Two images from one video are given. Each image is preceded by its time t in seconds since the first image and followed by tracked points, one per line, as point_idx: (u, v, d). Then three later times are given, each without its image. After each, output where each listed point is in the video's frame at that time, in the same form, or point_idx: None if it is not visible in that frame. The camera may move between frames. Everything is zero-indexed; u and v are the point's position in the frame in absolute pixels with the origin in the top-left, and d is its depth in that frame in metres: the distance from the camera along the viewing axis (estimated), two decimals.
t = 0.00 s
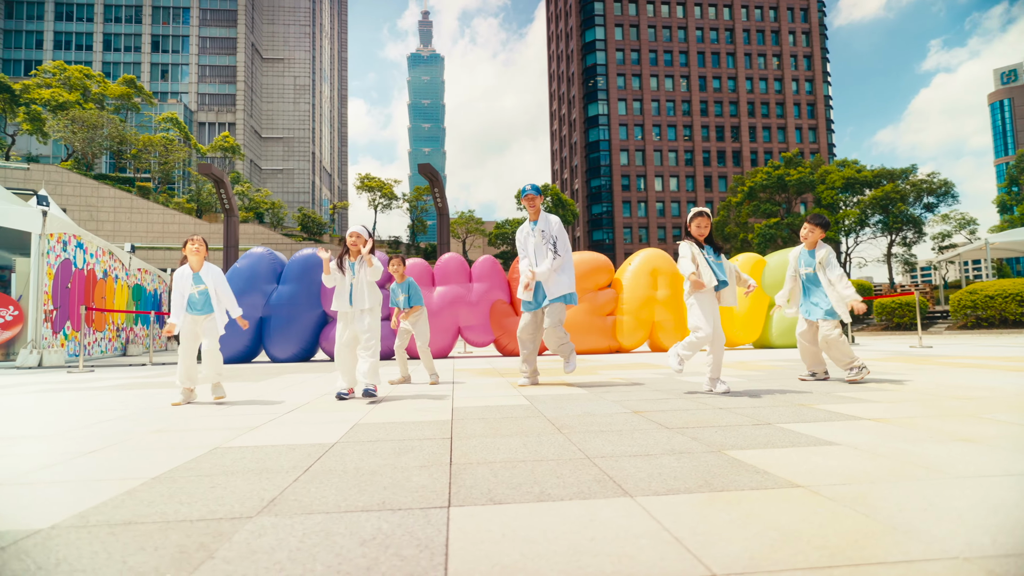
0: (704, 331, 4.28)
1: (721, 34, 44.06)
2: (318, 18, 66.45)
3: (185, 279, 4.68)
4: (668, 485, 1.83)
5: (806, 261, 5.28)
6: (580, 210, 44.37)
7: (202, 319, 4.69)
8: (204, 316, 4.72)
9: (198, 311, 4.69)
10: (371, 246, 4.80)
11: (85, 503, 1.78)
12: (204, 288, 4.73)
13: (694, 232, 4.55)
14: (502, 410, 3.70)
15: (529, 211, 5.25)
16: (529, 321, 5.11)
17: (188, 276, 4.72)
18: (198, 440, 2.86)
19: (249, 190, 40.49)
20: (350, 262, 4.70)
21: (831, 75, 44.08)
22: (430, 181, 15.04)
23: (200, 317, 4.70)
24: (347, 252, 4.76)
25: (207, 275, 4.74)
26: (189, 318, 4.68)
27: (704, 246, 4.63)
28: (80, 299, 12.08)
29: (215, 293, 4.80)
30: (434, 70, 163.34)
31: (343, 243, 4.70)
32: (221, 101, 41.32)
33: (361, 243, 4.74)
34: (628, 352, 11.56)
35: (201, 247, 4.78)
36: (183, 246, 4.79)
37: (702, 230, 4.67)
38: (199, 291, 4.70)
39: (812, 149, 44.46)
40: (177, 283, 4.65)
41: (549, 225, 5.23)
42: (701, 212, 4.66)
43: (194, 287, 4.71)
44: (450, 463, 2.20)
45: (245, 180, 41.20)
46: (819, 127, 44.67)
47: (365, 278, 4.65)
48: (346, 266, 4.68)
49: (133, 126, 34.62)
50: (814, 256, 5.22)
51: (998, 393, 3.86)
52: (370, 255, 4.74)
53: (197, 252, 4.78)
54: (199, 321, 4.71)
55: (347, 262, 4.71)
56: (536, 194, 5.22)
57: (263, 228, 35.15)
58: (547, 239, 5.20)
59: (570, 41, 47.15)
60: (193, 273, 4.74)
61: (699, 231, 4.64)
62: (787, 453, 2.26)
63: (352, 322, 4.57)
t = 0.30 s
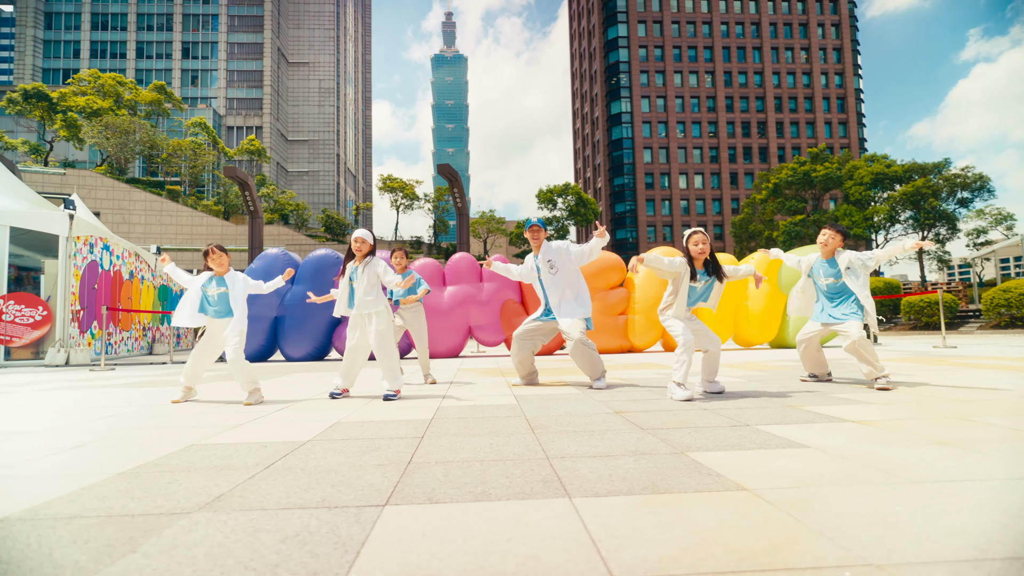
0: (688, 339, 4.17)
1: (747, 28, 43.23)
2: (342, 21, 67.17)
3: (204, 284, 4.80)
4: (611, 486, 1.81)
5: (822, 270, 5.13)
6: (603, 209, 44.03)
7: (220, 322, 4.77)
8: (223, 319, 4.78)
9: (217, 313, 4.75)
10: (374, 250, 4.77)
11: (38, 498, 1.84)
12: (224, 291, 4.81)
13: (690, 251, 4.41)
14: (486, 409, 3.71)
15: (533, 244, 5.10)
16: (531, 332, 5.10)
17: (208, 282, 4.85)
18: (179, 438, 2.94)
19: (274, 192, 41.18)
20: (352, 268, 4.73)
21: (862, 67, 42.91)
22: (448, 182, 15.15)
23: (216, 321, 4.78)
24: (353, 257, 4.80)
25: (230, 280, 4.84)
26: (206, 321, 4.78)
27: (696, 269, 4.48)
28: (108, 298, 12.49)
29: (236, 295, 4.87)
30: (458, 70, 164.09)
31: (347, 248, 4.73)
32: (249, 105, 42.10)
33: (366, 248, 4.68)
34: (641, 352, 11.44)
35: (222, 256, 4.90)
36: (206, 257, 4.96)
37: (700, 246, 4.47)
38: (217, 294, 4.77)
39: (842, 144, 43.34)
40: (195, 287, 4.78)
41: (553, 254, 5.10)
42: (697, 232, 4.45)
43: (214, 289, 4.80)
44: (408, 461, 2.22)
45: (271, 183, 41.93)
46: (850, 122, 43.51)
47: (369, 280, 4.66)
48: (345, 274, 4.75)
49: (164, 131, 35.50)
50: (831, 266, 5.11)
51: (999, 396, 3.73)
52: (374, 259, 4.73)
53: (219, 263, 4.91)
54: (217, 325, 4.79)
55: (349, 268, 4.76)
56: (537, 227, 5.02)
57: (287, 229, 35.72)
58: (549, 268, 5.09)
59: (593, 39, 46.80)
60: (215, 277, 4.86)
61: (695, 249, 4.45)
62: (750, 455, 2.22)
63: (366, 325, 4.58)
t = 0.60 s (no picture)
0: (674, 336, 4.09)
1: (774, 22, 42.32)
2: (365, 24, 67.96)
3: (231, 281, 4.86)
4: (553, 489, 1.79)
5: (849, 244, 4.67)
6: (626, 208, 43.66)
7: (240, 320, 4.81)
8: (248, 317, 4.84)
9: (241, 311, 4.80)
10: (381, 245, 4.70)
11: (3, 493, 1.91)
12: (246, 289, 4.86)
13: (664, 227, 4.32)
14: (471, 409, 3.71)
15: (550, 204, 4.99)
16: (551, 320, 4.87)
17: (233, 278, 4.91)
18: (162, 435, 3.01)
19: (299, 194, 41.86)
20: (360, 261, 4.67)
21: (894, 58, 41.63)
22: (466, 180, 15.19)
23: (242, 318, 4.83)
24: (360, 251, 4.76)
25: (256, 279, 4.88)
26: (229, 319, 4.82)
27: (674, 244, 4.36)
28: (133, 299, 12.85)
29: (257, 295, 4.92)
30: (481, 70, 164.60)
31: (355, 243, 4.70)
32: (275, 109, 42.88)
33: (372, 240, 4.69)
34: (654, 352, 11.32)
35: (247, 253, 4.91)
36: (233, 252, 4.96)
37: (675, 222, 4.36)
38: (238, 291, 4.82)
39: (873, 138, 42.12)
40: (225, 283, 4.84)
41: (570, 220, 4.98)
42: (673, 203, 4.34)
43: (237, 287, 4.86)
44: (366, 461, 2.22)
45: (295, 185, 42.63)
46: (881, 115, 42.23)
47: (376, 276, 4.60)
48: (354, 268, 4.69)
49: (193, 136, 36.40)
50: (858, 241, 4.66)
51: (1004, 399, 3.57)
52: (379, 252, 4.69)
53: (246, 259, 4.96)
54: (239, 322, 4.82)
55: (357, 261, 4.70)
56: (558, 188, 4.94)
57: (311, 230, 36.27)
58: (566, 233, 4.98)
59: (615, 36, 46.35)
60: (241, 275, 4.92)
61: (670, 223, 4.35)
62: (711, 458, 2.17)
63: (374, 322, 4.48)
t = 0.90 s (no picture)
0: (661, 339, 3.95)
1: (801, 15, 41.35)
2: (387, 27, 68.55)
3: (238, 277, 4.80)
4: (490, 490, 1.78)
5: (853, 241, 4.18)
6: (648, 206, 43.23)
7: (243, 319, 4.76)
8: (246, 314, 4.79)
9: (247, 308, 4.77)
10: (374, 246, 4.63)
11: None
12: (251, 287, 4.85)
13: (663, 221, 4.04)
14: (454, 408, 3.70)
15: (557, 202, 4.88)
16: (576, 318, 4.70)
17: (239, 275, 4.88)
18: (144, 433, 3.08)
19: (322, 196, 42.40)
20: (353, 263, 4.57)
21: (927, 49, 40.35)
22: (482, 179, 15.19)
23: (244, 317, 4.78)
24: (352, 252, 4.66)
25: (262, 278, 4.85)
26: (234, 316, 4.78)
27: (671, 239, 4.11)
28: (155, 300, 13.16)
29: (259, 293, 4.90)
30: (503, 70, 164.87)
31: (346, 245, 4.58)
32: (299, 112, 43.50)
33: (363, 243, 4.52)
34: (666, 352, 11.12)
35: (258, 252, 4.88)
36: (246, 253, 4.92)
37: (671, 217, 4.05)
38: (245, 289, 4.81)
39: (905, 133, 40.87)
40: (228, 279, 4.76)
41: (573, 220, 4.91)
42: (669, 198, 4.05)
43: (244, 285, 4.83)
44: (323, 460, 2.23)
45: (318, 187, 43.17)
46: (914, 109, 40.92)
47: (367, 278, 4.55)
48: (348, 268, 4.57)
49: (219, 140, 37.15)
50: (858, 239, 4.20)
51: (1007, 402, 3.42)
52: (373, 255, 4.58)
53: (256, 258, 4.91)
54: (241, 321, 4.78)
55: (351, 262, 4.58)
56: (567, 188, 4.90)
57: (333, 231, 36.70)
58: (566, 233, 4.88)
59: (637, 33, 45.83)
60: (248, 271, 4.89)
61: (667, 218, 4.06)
62: (669, 460, 2.13)
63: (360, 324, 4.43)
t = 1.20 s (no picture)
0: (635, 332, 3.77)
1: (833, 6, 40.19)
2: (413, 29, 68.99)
3: (232, 273, 4.85)
4: (428, 491, 1.75)
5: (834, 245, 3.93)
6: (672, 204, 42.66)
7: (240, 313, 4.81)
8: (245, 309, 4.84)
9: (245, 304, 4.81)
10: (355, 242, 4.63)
11: None
12: (247, 283, 4.89)
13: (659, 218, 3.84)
14: (439, 407, 3.70)
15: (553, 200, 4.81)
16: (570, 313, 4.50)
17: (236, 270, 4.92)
18: (128, 429, 3.14)
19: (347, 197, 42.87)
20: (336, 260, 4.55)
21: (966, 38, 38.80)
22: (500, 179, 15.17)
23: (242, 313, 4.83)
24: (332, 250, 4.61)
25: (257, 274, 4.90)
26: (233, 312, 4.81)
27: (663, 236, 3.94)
28: (179, 300, 13.47)
29: (257, 290, 4.95)
30: (528, 70, 164.42)
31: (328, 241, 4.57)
32: (325, 115, 44.02)
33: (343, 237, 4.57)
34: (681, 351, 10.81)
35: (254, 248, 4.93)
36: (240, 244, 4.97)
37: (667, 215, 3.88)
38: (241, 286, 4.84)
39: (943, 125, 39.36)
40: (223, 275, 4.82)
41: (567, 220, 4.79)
42: (666, 196, 3.87)
43: (241, 281, 4.87)
44: (280, 458, 2.23)
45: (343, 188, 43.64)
46: (952, 100, 39.35)
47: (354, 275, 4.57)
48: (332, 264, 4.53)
49: (247, 143, 37.84)
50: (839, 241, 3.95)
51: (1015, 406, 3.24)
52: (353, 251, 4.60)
53: (250, 252, 4.94)
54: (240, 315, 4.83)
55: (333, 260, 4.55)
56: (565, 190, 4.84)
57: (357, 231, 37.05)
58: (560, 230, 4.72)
59: (663, 29, 45.20)
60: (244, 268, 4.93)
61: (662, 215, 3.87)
62: (627, 463, 2.06)
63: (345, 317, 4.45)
